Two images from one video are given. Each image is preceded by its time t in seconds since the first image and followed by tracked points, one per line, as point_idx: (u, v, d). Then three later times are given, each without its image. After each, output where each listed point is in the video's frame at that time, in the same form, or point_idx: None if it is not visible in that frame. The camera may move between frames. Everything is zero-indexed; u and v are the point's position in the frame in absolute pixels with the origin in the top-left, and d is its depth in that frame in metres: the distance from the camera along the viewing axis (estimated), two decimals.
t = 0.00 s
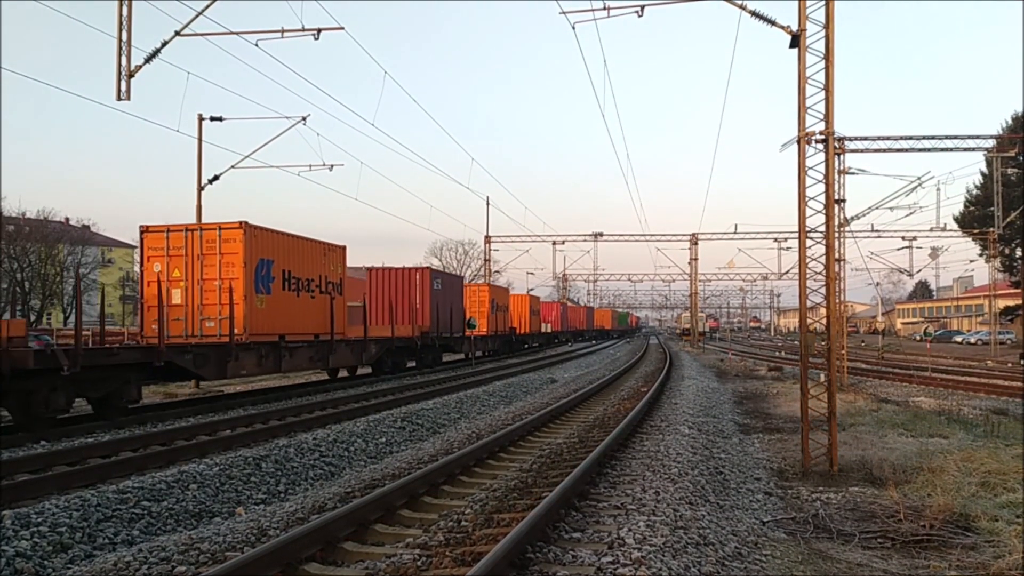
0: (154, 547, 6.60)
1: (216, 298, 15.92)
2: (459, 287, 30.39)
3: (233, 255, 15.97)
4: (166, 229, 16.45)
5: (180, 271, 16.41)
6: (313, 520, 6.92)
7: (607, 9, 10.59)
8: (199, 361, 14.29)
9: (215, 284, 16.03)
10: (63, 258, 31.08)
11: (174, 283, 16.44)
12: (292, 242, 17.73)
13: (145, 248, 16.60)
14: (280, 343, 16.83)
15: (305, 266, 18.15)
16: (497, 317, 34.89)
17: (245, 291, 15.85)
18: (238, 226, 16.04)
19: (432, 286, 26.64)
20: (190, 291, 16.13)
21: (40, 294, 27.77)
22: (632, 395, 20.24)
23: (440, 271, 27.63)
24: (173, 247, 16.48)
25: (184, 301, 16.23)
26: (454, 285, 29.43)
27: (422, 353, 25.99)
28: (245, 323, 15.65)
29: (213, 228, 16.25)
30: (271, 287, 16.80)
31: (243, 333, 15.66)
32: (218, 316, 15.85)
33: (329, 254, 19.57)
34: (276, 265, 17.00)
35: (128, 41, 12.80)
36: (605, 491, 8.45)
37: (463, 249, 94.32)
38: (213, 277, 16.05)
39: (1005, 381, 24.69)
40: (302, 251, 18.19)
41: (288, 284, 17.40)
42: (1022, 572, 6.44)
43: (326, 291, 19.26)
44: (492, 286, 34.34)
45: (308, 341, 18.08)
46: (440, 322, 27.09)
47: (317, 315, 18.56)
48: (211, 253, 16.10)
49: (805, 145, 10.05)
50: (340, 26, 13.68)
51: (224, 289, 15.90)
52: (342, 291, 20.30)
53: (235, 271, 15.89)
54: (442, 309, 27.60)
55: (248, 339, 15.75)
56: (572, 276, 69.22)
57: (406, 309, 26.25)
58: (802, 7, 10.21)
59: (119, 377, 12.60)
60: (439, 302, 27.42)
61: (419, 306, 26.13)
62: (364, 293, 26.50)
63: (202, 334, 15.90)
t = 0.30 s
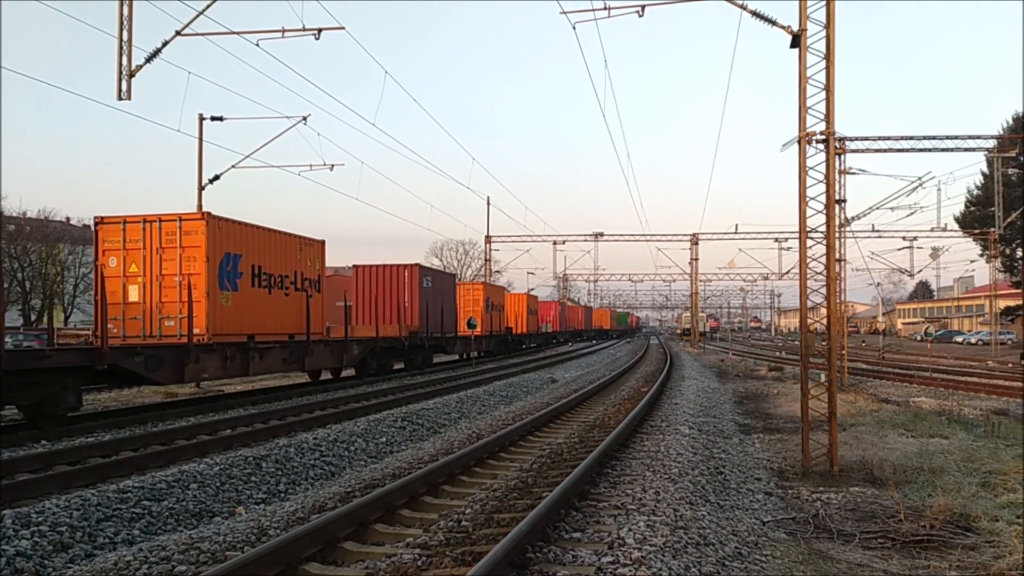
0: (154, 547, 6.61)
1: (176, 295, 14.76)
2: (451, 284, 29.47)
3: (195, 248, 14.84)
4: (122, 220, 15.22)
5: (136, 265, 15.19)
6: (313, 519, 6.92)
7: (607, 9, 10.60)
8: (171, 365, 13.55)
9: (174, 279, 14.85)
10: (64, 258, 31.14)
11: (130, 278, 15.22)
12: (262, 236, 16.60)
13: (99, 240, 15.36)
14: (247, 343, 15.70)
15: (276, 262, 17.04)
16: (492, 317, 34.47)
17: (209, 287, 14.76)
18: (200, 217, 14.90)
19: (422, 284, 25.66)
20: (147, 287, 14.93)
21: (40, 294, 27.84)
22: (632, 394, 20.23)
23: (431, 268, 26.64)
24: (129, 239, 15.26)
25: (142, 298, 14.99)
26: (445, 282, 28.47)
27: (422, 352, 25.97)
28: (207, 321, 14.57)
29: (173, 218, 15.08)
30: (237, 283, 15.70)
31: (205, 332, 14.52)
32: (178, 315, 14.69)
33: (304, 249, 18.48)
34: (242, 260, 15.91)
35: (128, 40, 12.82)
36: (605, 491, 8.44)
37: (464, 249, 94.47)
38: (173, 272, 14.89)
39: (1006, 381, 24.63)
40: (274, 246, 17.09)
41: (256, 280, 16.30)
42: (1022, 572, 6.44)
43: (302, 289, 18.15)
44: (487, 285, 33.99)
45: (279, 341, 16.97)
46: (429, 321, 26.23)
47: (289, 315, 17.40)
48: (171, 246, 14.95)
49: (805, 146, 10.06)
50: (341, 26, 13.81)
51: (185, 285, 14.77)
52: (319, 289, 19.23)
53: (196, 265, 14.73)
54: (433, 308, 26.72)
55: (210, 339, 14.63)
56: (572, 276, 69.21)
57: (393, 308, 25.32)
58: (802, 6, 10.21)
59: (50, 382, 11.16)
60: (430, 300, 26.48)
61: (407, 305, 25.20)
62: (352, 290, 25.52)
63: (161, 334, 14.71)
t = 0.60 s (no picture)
0: (155, 546, 6.61)
1: (129, 291, 13.09)
2: (443, 281, 28.76)
3: (150, 240, 13.18)
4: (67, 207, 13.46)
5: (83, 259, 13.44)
6: (313, 519, 6.91)
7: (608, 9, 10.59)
8: (127, 369, 12.41)
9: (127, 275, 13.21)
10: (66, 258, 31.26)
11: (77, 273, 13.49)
12: (229, 228, 15.15)
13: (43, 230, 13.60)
14: (211, 344, 14.27)
15: (245, 256, 15.63)
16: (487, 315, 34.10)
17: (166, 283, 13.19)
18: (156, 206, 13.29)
19: (411, 281, 24.89)
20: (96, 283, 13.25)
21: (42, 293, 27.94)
22: (632, 394, 20.23)
23: (420, 264, 25.87)
24: (75, 229, 13.50)
25: (92, 295, 13.23)
26: (435, 279, 27.69)
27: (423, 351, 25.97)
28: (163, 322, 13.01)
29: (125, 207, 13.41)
30: (199, 278, 14.15)
31: (161, 334, 13.02)
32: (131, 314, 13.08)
33: (277, 242, 16.99)
34: (206, 253, 14.36)
35: (129, 40, 12.82)
36: (606, 490, 8.44)
37: (465, 248, 94.55)
38: (126, 266, 13.23)
39: (1007, 381, 24.61)
40: (243, 239, 15.67)
41: (221, 275, 14.78)
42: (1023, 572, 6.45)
43: (275, 286, 16.77)
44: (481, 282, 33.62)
45: (247, 342, 15.56)
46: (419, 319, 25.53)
47: (259, 313, 16.04)
48: (123, 238, 13.26)
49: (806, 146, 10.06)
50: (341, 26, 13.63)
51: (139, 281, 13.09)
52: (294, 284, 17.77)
53: (152, 259, 13.13)
54: (422, 306, 26.00)
55: (168, 341, 13.16)
56: (573, 276, 69.21)
57: (381, 306, 24.59)
58: (803, 5, 10.20)
59: None
60: (419, 298, 25.73)
61: (395, 303, 24.48)
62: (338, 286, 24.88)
63: (112, 335, 13.00)
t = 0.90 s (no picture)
0: (156, 546, 6.61)
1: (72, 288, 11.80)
2: (433, 280, 28.02)
3: (95, 231, 11.92)
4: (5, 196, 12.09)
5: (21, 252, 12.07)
6: (313, 519, 6.90)
7: (609, 8, 10.58)
8: (64, 374, 11.02)
9: (68, 270, 11.89)
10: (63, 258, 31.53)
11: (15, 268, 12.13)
12: (189, 219, 13.95)
13: None
14: (166, 346, 12.97)
15: (206, 250, 14.45)
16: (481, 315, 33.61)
17: (112, 279, 11.92)
18: (101, 194, 12.00)
19: (397, 279, 24.16)
20: (35, 279, 11.90)
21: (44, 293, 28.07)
22: (633, 394, 20.25)
23: (408, 262, 25.14)
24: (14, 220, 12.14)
25: (31, 292, 11.87)
26: (424, 277, 26.91)
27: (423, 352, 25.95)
28: (109, 320, 11.75)
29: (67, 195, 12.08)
30: (152, 274, 12.92)
31: (107, 335, 11.74)
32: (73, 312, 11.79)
33: (245, 236, 15.81)
34: (160, 246, 13.12)
35: (130, 40, 12.84)
36: (607, 491, 8.44)
37: (465, 249, 94.64)
38: (68, 260, 11.91)
39: (1008, 382, 24.57)
40: (205, 232, 14.48)
41: (178, 270, 13.56)
42: None
43: (242, 283, 15.61)
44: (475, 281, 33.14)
45: (208, 343, 14.32)
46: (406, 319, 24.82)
47: (223, 312, 14.85)
48: (64, 229, 11.95)
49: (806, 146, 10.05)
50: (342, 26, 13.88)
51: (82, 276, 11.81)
52: (263, 282, 16.57)
53: (96, 252, 11.84)
54: (409, 305, 25.29)
55: (115, 342, 11.90)
56: (574, 276, 69.21)
57: (366, 305, 23.89)
58: (805, 5, 10.19)
59: None
60: (406, 297, 25.02)
61: (381, 302, 23.77)
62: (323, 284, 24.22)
63: (53, 336, 11.66)
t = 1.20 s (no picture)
0: (157, 546, 6.62)
1: None
2: (423, 278, 26.75)
3: (27, 220, 10.63)
4: None
5: None
6: (314, 520, 6.89)
7: (610, 8, 10.58)
8: None
9: None
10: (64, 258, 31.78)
11: None
12: (141, 209, 12.63)
13: None
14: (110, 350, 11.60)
15: (161, 243, 13.12)
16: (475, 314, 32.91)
17: (46, 274, 10.61)
18: (34, 179, 10.71)
19: (384, 276, 22.89)
20: None
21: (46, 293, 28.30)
22: (635, 394, 20.26)
23: (395, 258, 23.87)
24: None
25: None
26: (414, 275, 25.61)
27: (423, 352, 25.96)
28: (41, 320, 10.47)
29: None
30: (96, 269, 11.60)
31: (38, 336, 10.45)
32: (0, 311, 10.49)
33: (207, 229, 14.47)
34: (105, 238, 11.82)
35: (131, 41, 12.84)
36: (608, 491, 8.45)
37: (466, 249, 94.78)
38: None
39: (1010, 382, 24.55)
40: (161, 223, 13.16)
41: (127, 265, 12.23)
42: None
43: (204, 279, 14.26)
44: (469, 280, 32.40)
45: (163, 344, 13.01)
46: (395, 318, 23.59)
47: (181, 311, 13.51)
48: None
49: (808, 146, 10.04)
50: (343, 27, 13.40)
51: (10, 271, 10.48)
52: (229, 278, 15.22)
53: (27, 244, 10.55)
54: (398, 304, 24.01)
55: (48, 345, 10.61)
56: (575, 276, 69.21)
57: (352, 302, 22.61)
58: (806, 5, 10.19)
59: None
60: (394, 294, 23.75)
61: (367, 300, 22.51)
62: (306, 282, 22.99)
63: None
